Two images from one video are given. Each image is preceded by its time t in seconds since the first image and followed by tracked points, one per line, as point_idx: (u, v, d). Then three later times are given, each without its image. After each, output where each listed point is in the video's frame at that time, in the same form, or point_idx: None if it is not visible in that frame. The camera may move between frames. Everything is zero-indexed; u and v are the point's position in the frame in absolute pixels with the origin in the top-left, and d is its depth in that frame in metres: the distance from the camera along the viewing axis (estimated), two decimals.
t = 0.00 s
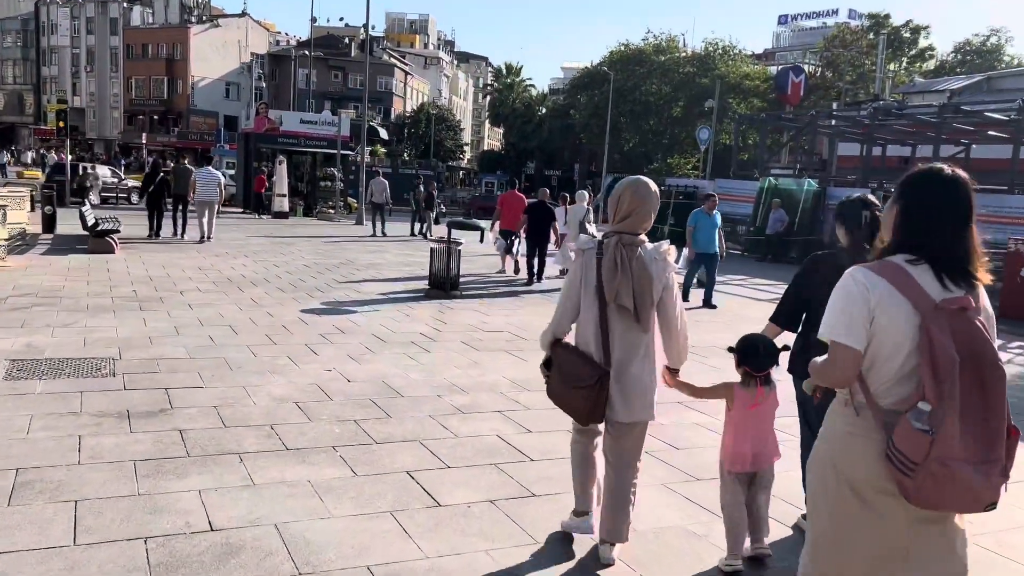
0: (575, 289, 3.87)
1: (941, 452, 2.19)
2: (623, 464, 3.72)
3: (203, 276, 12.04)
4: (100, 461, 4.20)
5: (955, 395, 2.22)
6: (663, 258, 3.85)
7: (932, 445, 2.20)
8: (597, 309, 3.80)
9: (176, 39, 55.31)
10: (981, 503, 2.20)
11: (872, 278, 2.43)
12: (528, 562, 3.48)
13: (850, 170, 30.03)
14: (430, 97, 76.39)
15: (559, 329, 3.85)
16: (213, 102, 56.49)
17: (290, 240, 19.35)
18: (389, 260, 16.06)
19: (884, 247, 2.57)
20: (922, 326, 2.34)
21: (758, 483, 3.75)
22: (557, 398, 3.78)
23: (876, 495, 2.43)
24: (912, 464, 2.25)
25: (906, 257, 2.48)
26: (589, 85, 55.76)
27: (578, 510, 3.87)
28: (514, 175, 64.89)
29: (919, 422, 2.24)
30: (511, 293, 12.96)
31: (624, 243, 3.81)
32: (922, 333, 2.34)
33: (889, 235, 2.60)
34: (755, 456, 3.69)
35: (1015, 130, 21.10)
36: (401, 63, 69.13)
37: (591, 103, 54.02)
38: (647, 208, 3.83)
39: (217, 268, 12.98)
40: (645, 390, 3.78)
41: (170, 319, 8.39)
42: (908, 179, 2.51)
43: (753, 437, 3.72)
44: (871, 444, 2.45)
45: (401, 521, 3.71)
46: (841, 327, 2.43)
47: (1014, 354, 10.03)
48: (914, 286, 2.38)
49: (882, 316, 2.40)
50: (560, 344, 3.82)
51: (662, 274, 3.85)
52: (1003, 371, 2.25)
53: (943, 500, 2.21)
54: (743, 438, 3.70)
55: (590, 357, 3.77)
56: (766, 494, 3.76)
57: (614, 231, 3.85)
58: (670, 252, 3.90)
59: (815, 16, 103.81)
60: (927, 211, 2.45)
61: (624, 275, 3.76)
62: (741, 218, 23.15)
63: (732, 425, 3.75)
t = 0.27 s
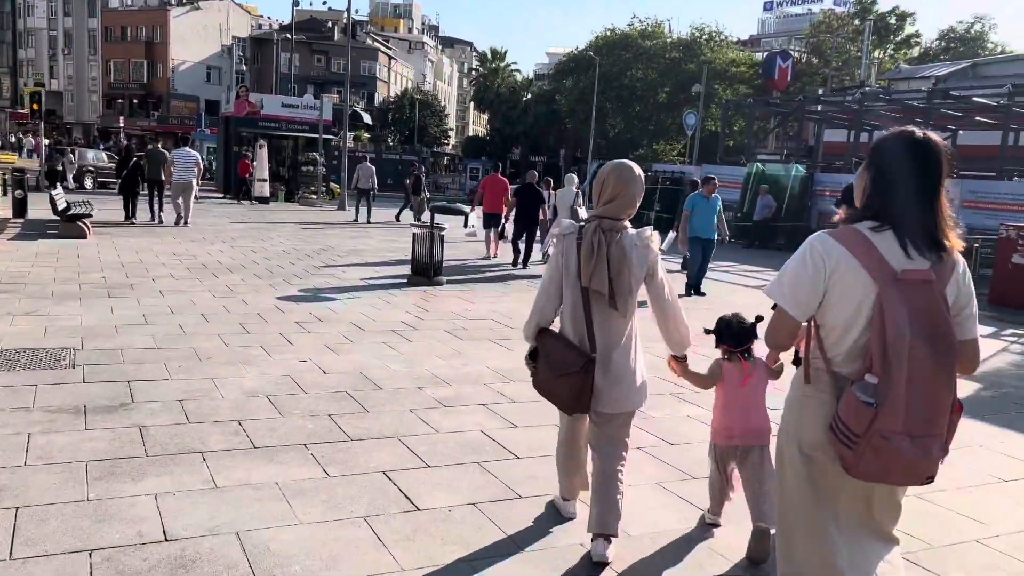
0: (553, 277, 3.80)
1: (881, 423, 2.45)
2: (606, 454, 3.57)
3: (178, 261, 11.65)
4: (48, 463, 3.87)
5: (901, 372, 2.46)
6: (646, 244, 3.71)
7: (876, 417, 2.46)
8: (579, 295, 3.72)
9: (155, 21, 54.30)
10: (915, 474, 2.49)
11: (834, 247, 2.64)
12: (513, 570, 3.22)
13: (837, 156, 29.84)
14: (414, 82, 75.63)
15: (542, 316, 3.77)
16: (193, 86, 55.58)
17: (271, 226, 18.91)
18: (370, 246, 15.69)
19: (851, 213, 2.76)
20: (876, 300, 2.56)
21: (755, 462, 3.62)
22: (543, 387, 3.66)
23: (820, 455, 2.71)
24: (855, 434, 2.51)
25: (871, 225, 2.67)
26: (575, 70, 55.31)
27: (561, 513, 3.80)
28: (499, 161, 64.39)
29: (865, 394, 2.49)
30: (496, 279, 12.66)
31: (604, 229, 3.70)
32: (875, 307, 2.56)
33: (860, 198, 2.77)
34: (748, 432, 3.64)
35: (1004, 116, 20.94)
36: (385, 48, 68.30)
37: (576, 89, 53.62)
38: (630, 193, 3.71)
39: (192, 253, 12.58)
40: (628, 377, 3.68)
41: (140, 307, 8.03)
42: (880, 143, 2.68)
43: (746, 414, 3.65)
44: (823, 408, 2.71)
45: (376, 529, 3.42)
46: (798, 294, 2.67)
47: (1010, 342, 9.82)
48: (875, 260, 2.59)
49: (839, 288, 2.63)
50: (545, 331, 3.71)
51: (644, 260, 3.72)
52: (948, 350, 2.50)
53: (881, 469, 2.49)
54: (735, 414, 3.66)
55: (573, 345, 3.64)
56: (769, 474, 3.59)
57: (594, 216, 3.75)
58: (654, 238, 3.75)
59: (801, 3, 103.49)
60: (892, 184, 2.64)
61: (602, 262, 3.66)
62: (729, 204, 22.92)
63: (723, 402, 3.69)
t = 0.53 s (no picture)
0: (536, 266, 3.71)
1: (848, 434, 2.32)
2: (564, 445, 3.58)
3: (148, 258, 11.24)
4: None
5: (866, 381, 2.31)
6: (630, 237, 3.72)
7: (839, 427, 2.33)
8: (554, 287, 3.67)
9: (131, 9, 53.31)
10: (884, 491, 2.32)
11: (812, 249, 2.49)
12: None
13: (820, 148, 29.76)
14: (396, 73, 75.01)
15: (519, 305, 3.66)
16: (170, 75, 54.70)
17: (247, 219, 18.47)
18: (349, 241, 15.29)
19: (835, 215, 2.61)
20: (850, 304, 2.42)
21: (738, 452, 3.66)
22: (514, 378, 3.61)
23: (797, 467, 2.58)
24: (820, 444, 2.39)
25: (856, 227, 2.51)
26: (558, 61, 54.98)
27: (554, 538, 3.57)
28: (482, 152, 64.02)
29: (833, 404, 2.36)
30: (478, 273, 12.35)
31: (589, 220, 3.65)
32: (848, 312, 2.43)
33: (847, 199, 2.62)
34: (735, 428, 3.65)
35: (988, 108, 20.86)
36: (365, 38, 67.60)
37: (559, 80, 53.29)
38: (614, 184, 3.69)
39: (164, 249, 12.16)
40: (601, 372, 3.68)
41: (103, 307, 7.63)
42: (869, 141, 2.53)
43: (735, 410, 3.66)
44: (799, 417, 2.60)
45: (346, 562, 3.10)
46: (774, 300, 2.55)
47: (1002, 338, 9.65)
48: (853, 265, 2.42)
49: (818, 293, 2.48)
50: (521, 321, 3.64)
51: (627, 254, 3.73)
52: (926, 357, 2.32)
53: (845, 482, 2.35)
54: (720, 405, 3.66)
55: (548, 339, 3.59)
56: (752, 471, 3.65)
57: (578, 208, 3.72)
58: (634, 230, 3.75)
59: None
60: (874, 181, 2.49)
61: (586, 253, 3.62)
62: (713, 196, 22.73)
63: (711, 391, 3.71)
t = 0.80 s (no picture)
0: (534, 260, 3.58)
1: (877, 429, 2.23)
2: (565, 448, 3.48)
3: (120, 253, 10.82)
4: None
5: (899, 372, 2.24)
6: (631, 230, 3.60)
7: (871, 422, 2.24)
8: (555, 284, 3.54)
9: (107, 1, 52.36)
10: (908, 482, 2.27)
11: (833, 237, 2.38)
12: None
13: (806, 138, 29.58)
14: (378, 64, 74.25)
15: (517, 301, 3.57)
16: (148, 67, 53.82)
17: (226, 213, 18.02)
18: (330, 234, 14.89)
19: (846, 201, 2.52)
20: (876, 293, 2.33)
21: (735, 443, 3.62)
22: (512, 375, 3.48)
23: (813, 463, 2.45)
24: (847, 440, 2.28)
25: (872, 213, 2.42)
26: (541, 52, 54.60)
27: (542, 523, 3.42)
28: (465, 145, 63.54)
29: (860, 397, 2.26)
30: (463, 265, 12.01)
31: (589, 214, 3.53)
32: (872, 301, 2.34)
33: (854, 185, 2.53)
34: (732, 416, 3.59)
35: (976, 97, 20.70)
36: (347, 30, 66.87)
37: (542, 71, 52.85)
38: (614, 173, 3.58)
39: (137, 244, 11.73)
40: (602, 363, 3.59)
41: (68, 305, 7.24)
42: (880, 123, 2.44)
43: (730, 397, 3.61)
44: (810, 412, 2.49)
45: None
46: (795, 289, 2.40)
47: (1001, 330, 9.42)
48: (878, 253, 2.34)
49: (838, 283, 2.38)
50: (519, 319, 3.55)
51: (629, 247, 3.62)
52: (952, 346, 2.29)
53: (875, 477, 2.27)
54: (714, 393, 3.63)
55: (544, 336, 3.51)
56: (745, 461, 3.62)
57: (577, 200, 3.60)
58: (637, 223, 3.64)
59: None
60: (891, 164, 2.39)
61: (587, 249, 3.50)
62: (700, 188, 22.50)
63: (708, 383, 3.67)
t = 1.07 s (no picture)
0: (549, 269, 3.69)
1: (919, 442, 2.12)
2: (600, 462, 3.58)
3: (101, 269, 10.48)
4: None
5: (935, 384, 2.15)
6: (642, 239, 3.72)
7: (911, 437, 2.13)
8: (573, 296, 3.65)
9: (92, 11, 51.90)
10: (958, 498, 2.15)
11: (842, 251, 2.32)
12: None
13: (797, 144, 29.46)
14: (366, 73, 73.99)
15: (532, 316, 3.72)
16: (133, 78, 53.31)
17: (211, 226, 17.67)
18: (318, 247, 14.58)
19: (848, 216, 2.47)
20: (898, 304, 2.25)
21: (729, 457, 3.60)
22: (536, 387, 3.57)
23: (848, 486, 2.36)
24: (888, 459, 2.17)
25: (878, 226, 2.38)
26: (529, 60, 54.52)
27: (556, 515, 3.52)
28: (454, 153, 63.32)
29: (895, 411, 2.15)
30: (454, 277, 11.73)
31: (602, 224, 3.63)
32: (895, 312, 2.26)
33: (850, 201, 2.48)
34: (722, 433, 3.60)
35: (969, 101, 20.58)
36: (334, 39, 66.58)
37: (531, 79, 52.80)
38: (626, 180, 3.68)
39: (120, 259, 11.40)
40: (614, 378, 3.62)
41: (41, 327, 6.91)
42: (864, 134, 2.42)
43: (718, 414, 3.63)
44: (834, 433, 2.39)
45: None
46: (810, 308, 2.31)
47: (1007, 340, 9.20)
48: (890, 263, 2.29)
49: (854, 298, 2.30)
50: (537, 330, 3.70)
51: (640, 256, 3.73)
52: (982, 352, 2.21)
53: (920, 497, 2.15)
54: (702, 410, 3.64)
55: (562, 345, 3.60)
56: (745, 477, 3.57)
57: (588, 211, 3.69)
58: (647, 232, 3.76)
59: None
60: (888, 174, 2.37)
61: (604, 258, 3.59)
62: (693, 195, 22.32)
63: (699, 398, 3.68)
